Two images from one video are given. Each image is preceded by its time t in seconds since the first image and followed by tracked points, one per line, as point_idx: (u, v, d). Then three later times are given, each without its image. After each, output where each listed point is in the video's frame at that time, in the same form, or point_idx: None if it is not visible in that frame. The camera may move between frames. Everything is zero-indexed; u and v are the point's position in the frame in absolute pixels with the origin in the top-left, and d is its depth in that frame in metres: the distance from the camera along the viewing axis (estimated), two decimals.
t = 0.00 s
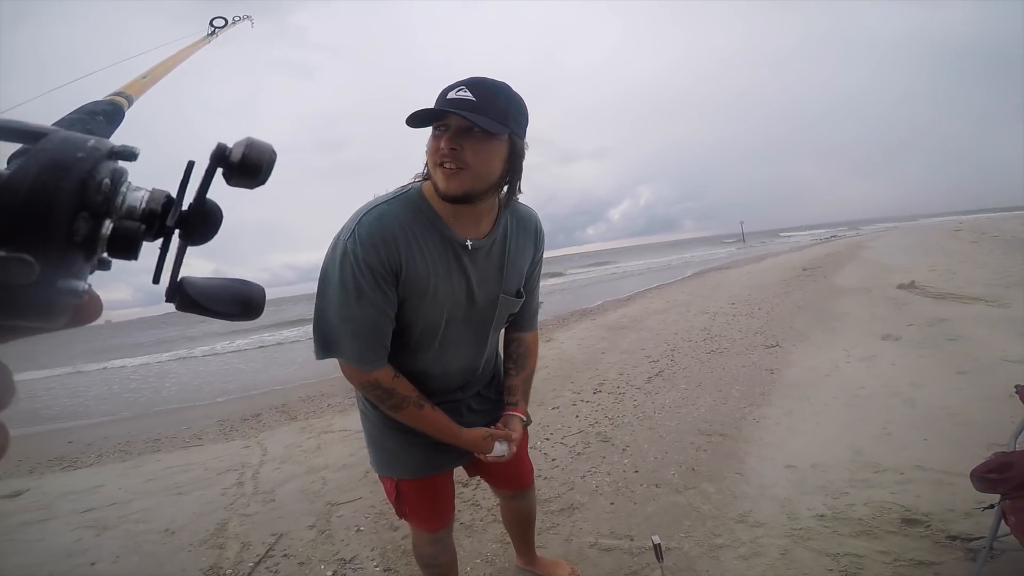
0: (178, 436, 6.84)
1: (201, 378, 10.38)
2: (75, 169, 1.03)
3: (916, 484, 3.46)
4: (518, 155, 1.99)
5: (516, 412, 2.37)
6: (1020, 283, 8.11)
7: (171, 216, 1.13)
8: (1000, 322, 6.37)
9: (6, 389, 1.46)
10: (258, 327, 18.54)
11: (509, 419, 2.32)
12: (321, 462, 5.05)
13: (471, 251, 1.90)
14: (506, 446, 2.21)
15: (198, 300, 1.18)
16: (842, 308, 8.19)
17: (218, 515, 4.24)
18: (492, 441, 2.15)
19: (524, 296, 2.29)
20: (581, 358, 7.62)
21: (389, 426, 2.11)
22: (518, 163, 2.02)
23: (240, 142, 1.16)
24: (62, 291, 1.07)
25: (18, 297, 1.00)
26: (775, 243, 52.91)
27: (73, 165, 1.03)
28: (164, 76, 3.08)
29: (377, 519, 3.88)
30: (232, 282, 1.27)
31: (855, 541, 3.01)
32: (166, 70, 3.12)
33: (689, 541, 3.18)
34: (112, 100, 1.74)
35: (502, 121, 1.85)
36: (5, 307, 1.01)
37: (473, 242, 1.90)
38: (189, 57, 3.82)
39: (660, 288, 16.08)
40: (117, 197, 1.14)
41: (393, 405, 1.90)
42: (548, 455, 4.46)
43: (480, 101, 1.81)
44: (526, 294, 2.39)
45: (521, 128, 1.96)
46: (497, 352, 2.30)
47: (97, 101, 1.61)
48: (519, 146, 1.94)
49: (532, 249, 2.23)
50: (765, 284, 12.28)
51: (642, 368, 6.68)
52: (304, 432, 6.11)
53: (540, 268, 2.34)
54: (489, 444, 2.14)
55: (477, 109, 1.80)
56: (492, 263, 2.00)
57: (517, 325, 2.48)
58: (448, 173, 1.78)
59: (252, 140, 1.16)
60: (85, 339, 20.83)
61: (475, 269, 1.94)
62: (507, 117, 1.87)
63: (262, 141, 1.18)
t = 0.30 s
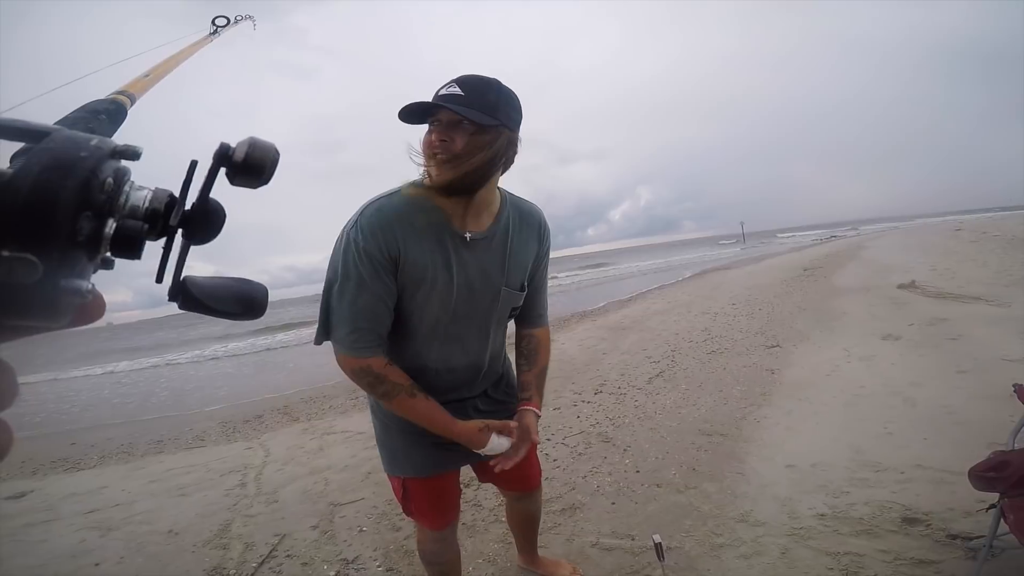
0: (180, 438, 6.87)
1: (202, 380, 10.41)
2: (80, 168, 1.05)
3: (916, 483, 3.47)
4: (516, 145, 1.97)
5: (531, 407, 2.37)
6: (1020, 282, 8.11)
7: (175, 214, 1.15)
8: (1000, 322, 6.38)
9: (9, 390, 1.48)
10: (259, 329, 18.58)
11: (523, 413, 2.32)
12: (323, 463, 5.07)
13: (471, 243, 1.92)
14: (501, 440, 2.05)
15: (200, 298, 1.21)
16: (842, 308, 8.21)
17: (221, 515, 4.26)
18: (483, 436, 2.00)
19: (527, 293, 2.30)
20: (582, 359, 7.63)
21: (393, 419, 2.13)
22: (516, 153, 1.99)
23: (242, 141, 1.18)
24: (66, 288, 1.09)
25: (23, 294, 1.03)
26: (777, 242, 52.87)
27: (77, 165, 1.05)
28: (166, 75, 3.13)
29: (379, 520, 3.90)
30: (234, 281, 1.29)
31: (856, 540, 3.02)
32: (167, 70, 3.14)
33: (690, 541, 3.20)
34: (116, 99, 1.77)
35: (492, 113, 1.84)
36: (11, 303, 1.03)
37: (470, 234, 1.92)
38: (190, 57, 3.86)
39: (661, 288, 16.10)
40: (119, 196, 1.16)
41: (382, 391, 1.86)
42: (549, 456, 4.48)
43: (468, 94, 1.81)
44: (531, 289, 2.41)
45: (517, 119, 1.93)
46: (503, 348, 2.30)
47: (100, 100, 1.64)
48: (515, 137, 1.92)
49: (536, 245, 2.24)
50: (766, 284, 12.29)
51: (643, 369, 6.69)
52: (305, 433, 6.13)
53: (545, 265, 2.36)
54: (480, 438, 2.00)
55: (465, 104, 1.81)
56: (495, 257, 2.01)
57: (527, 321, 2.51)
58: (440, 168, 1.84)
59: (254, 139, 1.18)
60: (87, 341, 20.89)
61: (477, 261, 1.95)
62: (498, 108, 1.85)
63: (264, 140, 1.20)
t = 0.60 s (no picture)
0: (179, 437, 6.88)
1: (201, 378, 10.41)
2: (77, 178, 1.05)
3: (913, 479, 3.49)
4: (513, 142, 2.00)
5: (539, 391, 2.50)
6: (1017, 277, 8.13)
7: (168, 223, 1.16)
8: (997, 317, 6.41)
9: (9, 395, 1.48)
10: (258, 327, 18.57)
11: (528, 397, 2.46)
12: (323, 461, 5.08)
13: (468, 238, 1.92)
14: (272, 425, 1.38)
15: (196, 304, 1.22)
16: (840, 303, 8.22)
17: (221, 514, 4.27)
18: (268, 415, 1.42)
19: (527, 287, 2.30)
20: (580, 355, 7.65)
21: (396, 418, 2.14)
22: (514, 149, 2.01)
23: (235, 151, 1.18)
24: (63, 296, 1.10)
25: (23, 302, 1.03)
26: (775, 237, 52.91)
27: (75, 175, 1.05)
28: (160, 78, 3.12)
29: (379, 518, 3.91)
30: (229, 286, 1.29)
31: (853, 536, 3.04)
32: (160, 73, 3.13)
33: (688, 537, 3.21)
34: (108, 105, 1.77)
35: (492, 109, 1.86)
36: (10, 311, 1.04)
37: (472, 230, 1.93)
38: (185, 59, 3.86)
39: (659, 284, 16.11)
40: (115, 205, 1.16)
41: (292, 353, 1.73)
42: (549, 452, 4.50)
43: (469, 90, 1.83)
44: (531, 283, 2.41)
45: (516, 114, 1.96)
46: (504, 344, 2.29)
47: (92, 106, 1.64)
48: (513, 132, 1.94)
49: (536, 239, 2.24)
50: (764, 280, 12.30)
51: (642, 365, 6.71)
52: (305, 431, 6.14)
53: (547, 257, 2.36)
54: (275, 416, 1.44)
55: (466, 99, 1.82)
56: (493, 250, 2.00)
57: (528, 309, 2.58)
58: (442, 164, 1.83)
59: (247, 149, 1.18)
60: (86, 340, 20.87)
61: (474, 255, 1.95)
62: (498, 104, 1.87)
63: (257, 149, 1.20)
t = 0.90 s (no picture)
0: (182, 440, 6.88)
1: (204, 382, 10.42)
2: (79, 189, 1.05)
3: (919, 484, 3.46)
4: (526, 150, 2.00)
5: (538, 403, 2.45)
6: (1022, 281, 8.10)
7: (171, 233, 1.15)
8: (1003, 321, 6.38)
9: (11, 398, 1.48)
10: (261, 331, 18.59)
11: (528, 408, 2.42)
12: (325, 465, 5.07)
13: (476, 244, 1.92)
14: (244, 483, 1.36)
15: (197, 314, 1.21)
16: (844, 308, 8.19)
17: (223, 517, 4.26)
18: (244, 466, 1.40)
19: (533, 292, 2.30)
20: (583, 360, 7.63)
21: (399, 424, 2.14)
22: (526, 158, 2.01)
23: (238, 161, 1.18)
24: (65, 307, 1.09)
25: (24, 313, 1.04)
26: (778, 242, 52.84)
27: (77, 186, 1.05)
28: (163, 84, 3.15)
29: (381, 521, 3.90)
30: (230, 297, 1.28)
31: (859, 541, 3.01)
32: (164, 80, 3.17)
33: (692, 542, 3.19)
34: (113, 112, 1.78)
35: (507, 115, 1.86)
36: (12, 322, 1.05)
37: (480, 236, 1.92)
38: (189, 67, 3.90)
39: (662, 289, 16.10)
40: (118, 215, 1.16)
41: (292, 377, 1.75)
42: (551, 457, 4.48)
43: (484, 93, 1.83)
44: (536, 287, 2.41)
45: (529, 120, 1.97)
46: (508, 350, 2.28)
47: (96, 113, 1.65)
48: (526, 139, 1.95)
49: (543, 244, 2.24)
50: (768, 285, 12.27)
51: (645, 370, 6.69)
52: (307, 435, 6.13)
53: (553, 262, 2.36)
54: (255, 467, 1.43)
55: (482, 102, 1.83)
56: (500, 257, 2.00)
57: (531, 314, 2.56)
58: (455, 167, 1.82)
59: (251, 159, 1.19)
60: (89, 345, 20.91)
61: (480, 261, 1.94)
62: (512, 110, 1.88)
63: (260, 160, 1.21)
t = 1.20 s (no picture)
0: (183, 437, 6.89)
1: (206, 379, 10.44)
2: (76, 185, 1.04)
3: (920, 482, 3.45)
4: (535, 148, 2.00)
5: (543, 402, 2.48)
6: None
7: (167, 229, 1.15)
8: (1006, 320, 6.35)
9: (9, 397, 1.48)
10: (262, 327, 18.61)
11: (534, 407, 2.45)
12: (326, 462, 5.08)
13: (481, 241, 1.91)
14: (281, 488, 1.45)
15: (193, 311, 1.20)
16: (846, 306, 8.17)
17: (224, 514, 4.27)
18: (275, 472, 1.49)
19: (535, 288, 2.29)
20: (584, 357, 7.62)
21: (399, 420, 2.13)
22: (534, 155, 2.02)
23: (234, 158, 1.18)
24: (63, 303, 1.08)
25: (22, 308, 1.03)
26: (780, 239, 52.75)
27: (73, 182, 1.04)
28: (158, 84, 3.13)
29: (381, 519, 3.90)
30: (227, 294, 1.28)
31: (860, 539, 3.01)
32: (158, 80, 3.15)
33: (693, 539, 3.19)
34: (108, 111, 1.77)
35: (524, 116, 1.85)
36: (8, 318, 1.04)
37: (485, 232, 1.92)
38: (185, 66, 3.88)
39: (663, 286, 16.09)
40: (114, 212, 1.16)
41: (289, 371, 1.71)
42: (552, 454, 4.48)
43: (503, 94, 1.80)
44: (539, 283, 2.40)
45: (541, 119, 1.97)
46: (509, 347, 2.28)
47: (92, 113, 1.64)
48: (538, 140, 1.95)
49: (546, 240, 2.24)
50: (770, 282, 12.24)
51: (646, 367, 6.68)
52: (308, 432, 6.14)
53: (554, 259, 2.35)
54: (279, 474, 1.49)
55: (502, 103, 1.80)
56: (503, 253, 2.00)
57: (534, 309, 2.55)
58: (470, 169, 1.81)
59: (247, 156, 1.18)
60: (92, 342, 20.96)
61: (483, 258, 1.94)
62: (529, 111, 1.87)
63: (256, 157, 1.20)
